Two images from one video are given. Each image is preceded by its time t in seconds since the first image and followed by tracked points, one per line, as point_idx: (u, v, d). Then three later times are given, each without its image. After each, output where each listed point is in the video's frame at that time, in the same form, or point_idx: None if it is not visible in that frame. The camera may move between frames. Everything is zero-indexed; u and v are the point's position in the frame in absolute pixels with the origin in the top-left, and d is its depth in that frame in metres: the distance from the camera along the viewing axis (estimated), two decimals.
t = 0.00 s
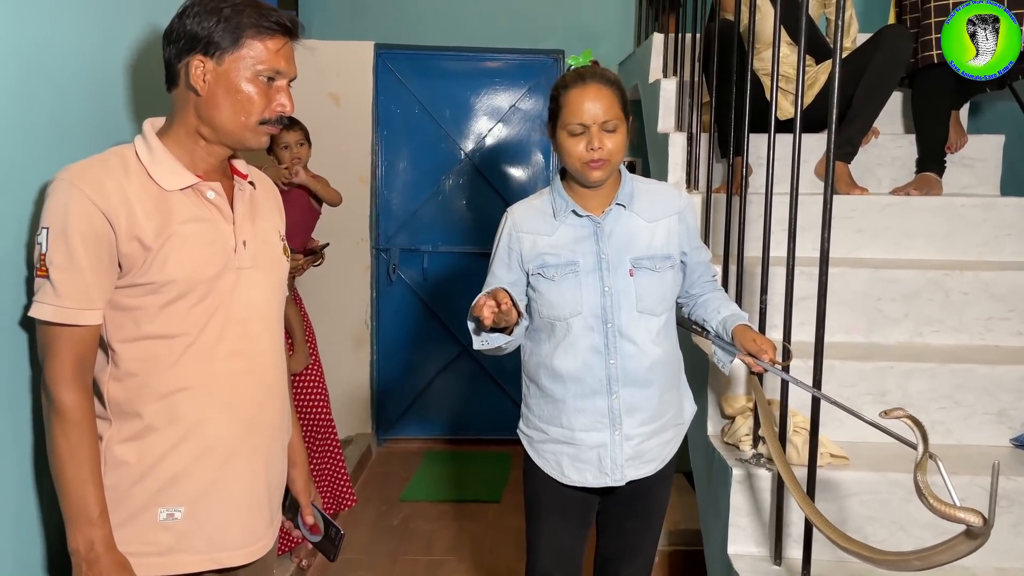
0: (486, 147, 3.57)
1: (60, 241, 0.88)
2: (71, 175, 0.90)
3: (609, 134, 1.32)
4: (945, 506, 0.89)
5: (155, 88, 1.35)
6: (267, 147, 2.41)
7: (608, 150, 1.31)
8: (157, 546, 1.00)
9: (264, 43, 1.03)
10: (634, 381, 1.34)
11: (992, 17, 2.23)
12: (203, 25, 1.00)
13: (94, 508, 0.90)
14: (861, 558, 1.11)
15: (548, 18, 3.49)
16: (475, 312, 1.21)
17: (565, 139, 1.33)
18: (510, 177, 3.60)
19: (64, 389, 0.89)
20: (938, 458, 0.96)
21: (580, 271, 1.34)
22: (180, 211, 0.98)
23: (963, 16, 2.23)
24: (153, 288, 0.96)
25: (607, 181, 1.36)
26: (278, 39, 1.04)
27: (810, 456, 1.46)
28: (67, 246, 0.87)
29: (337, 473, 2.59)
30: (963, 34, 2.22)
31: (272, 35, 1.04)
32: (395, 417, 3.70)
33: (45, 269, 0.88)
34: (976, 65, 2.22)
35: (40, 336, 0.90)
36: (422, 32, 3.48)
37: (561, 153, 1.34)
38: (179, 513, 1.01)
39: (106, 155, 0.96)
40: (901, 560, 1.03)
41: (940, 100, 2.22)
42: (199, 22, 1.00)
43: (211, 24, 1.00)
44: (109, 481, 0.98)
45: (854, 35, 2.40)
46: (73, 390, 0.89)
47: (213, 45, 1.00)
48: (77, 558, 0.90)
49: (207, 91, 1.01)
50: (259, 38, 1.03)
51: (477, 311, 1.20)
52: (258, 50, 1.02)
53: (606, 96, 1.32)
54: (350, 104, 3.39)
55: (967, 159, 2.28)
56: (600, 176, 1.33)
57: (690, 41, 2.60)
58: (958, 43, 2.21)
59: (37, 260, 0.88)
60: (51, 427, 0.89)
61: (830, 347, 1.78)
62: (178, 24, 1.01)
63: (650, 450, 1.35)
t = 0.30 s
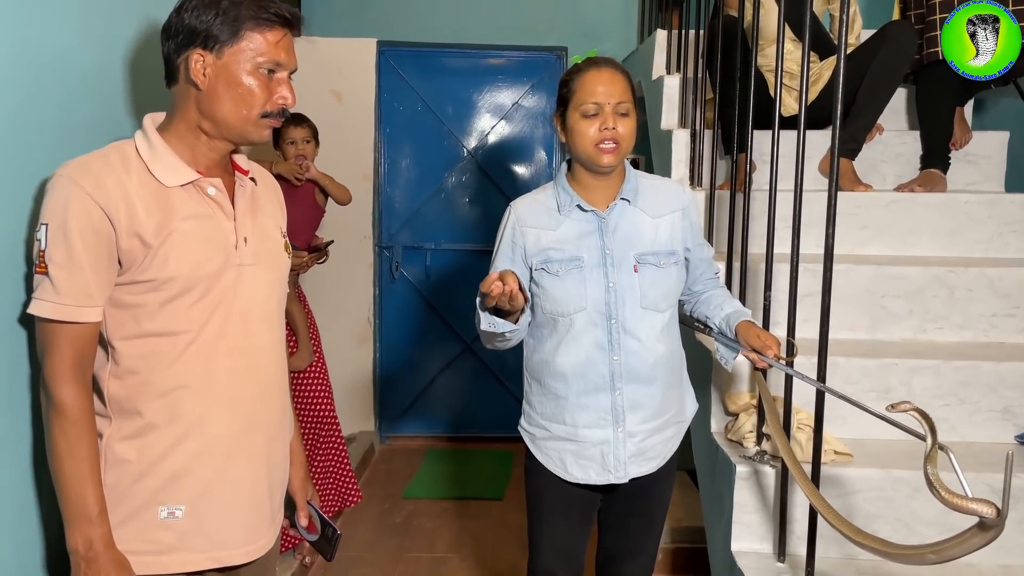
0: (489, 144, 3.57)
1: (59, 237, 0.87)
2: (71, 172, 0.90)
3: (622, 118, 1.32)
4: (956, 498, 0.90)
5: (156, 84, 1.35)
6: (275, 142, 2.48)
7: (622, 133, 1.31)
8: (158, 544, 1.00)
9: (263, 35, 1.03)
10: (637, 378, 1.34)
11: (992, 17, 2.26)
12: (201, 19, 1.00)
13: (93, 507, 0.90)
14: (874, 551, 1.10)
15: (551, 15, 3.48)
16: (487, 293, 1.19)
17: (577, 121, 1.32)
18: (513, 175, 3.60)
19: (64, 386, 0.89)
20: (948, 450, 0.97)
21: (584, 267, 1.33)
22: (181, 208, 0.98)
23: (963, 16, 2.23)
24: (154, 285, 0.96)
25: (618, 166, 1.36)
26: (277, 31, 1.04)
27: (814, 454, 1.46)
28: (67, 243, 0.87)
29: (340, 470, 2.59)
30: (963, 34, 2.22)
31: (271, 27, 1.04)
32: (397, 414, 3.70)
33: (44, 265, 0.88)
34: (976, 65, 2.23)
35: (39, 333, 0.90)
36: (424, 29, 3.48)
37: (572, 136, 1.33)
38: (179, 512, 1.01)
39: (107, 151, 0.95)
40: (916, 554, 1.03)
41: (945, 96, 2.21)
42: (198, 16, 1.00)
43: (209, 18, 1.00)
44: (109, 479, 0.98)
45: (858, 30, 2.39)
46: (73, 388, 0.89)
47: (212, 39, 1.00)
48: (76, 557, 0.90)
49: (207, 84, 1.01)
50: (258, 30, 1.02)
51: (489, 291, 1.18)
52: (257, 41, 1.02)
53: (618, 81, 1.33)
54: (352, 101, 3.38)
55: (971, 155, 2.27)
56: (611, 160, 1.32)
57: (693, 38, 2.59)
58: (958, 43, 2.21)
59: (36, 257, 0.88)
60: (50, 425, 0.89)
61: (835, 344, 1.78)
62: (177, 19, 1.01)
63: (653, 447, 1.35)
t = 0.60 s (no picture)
0: (490, 142, 3.57)
1: (59, 237, 0.88)
2: (70, 171, 0.90)
3: (619, 123, 1.32)
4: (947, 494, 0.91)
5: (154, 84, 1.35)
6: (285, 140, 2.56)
7: (617, 139, 1.31)
8: (157, 544, 1.00)
9: (238, 9, 1.04)
10: (635, 375, 1.34)
11: (993, 17, 2.26)
12: (175, 13, 1.01)
13: (94, 509, 0.90)
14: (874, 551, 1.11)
15: (553, 13, 3.48)
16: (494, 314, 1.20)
17: (575, 126, 1.33)
18: (514, 173, 3.60)
19: (64, 387, 0.89)
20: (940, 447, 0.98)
21: (583, 264, 1.34)
22: (181, 207, 0.99)
23: (963, 16, 2.24)
24: (154, 286, 0.97)
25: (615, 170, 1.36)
26: (248, 4, 1.05)
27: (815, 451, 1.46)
28: (67, 243, 0.88)
29: (342, 467, 2.60)
30: (963, 34, 2.23)
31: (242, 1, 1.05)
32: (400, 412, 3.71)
33: (44, 266, 0.88)
34: (976, 65, 2.23)
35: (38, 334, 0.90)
36: (426, 28, 3.48)
37: (570, 140, 1.34)
38: (179, 511, 1.01)
39: (106, 150, 0.95)
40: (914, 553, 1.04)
41: (947, 94, 2.20)
42: (170, 11, 1.01)
43: (182, 10, 1.01)
44: (109, 479, 0.99)
45: (860, 29, 2.39)
46: (73, 388, 0.90)
47: (188, 28, 1.00)
48: (78, 558, 0.91)
49: (198, 73, 1.01)
50: (232, 6, 1.03)
51: (496, 309, 1.20)
52: (234, 18, 1.03)
53: (618, 86, 1.32)
54: (355, 99, 3.37)
55: (972, 154, 2.27)
56: (605, 165, 1.32)
57: (694, 36, 2.60)
58: (958, 43, 2.21)
59: (36, 258, 0.89)
60: (51, 426, 0.90)
61: (836, 342, 1.78)
62: (151, 22, 1.02)
63: (650, 445, 1.35)
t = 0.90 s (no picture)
0: (490, 141, 3.57)
1: (48, 238, 0.88)
2: (56, 172, 0.90)
3: (595, 122, 1.31)
4: (929, 500, 0.90)
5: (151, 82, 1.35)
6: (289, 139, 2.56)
7: (590, 137, 1.31)
8: (155, 543, 1.00)
9: (240, 21, 1.03)
10: (633, 373, 1.34)
11: (992, 18, 2.24)
12: (176, 11, 0.99)
13: (96, 510, 0.90)
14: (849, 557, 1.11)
15: (553, 12, 3.48)
16: (498, 302, 1.20)
17: (556, 126, 1.36)
18: (513, 172, 3.60)
19: (58, 389, 0.89)
20: (926, 453, 0.97)
21: (582, 262, 1.34)
22: (170, 205, 0.99)
23: (963, 16, 2.23)
24: (146, 284, 0.97)
25: (599, 170, 1.36)
26: (253, 16, 1.04)
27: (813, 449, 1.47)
28: (56, 244, 0.88)
29: (343, 466, 2.60)
30: (963, 33, 2.22)
31: (248, 12, 1.04)
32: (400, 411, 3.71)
33: (33, 268, 0.88)
34: (976, 64, 2.23)
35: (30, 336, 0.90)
36: (427, 27, 3.48)
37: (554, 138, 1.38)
38: (177, 510, 1.01)
39: (92, 148, 0.95)
40: (888, 558, 1.03)
41: (948, 93, 2.20)
42: (171, 8, 0.99)
43: (184, 9, 0.99)
44: (105, 479, 0.99)
45: (860, 27, 2.39)
46: (66, 390, 0.90)
47: (188, 30, 0.99)
48: (82, 560, 0.91)
49: (189, 77, 1.01)
50: (234, 16, 1.02)
51: (499, 299, 1.19)
52: (235, 28, 1.02)
53: (596, 85, 1.32)
54: (355, 98, 3.37)
55: (973, 152, 2.27)
56: (582, 164, 1.33)
57: (695, 34, 2.59)
58: (958, 43, 2.20)
59: (25, 260, 0.89)
60: (46, 429, 0.90)
61: (836, 341, 1.78)
62: (148, 13, 1.00)
63: (648, 443, 1.35)
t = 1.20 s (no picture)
0: (489, 140, 3.57)
1: (35, 240, 0.87)
2: (43, 173, 0.89)
3: (582, 125, 1.31)
4: (923, 500, 0.91)
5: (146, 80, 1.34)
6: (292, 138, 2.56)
7: (576, 140, 1.31)
8: (153, 544, 1.00)
9: (223, 12, 1.02)
10: (630, 373, 1.34)
11: (993, 17, 2.25)
12: (157, 4, 0.98)
13: (81, 516, 0.90)
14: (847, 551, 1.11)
15: (552, 12, 3.48)
16: (495, 301, 1.21)
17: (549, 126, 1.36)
18: (512, 172, 3.59)
19: (45, 393, 0.89)
20: (918, 452, 0.98)
21: (580, 261, 1.34)
22: (159, 204, 0.98)
23: (963, 16, 2.23)
24: (137, 285, 0.96)
25: (589, 172, 1.36)
26: (236, 7, 1.03)
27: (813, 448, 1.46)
28: (43, 246, 0.87)
29: (342, 466, 2.60)
30: (964, 33, 2.22)
31: (230, 4, 1.03)
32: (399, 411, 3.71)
33: (20, 271, 0.87)
34: (976, 64, 2.23)
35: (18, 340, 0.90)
36: (425, 26, 3.48)
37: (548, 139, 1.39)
38: (174, 510, 1.01)
39: (79, 148, 0.94)
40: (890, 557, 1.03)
41: (947, 93, 2.20)
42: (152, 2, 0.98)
43: (165, 2, 0.98)
44: (100, 480, 0.98)
45: (859, 27, 2.40)
46: (54, 394, 0.90)
47: (170, 23, 0.98)
48: (65, 566, 0.90)
49: (172, 71, 1.00)
50: (217, 8, 1.01)
51: (495, 299, 1.20)
52: (217, 20, 1.01)
53: (586, 87, 1.32)
54: (354, 97, 3.37)
55: (973, 152, 2.27)
56: (568, 166, 1.34)
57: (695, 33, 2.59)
58: (958, 42, 2.21)
59: (12, 263, 0.88)
60: (34, 434, 0.90)
61: (836, 340, 1.78)
62: (130, 8, 0.99)
63: (645, 442, 1.35)
